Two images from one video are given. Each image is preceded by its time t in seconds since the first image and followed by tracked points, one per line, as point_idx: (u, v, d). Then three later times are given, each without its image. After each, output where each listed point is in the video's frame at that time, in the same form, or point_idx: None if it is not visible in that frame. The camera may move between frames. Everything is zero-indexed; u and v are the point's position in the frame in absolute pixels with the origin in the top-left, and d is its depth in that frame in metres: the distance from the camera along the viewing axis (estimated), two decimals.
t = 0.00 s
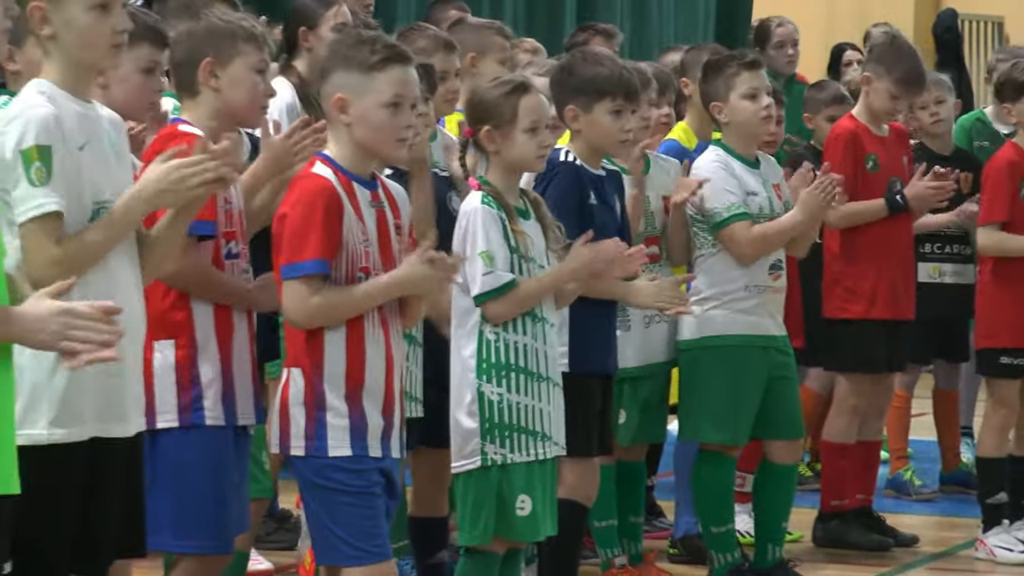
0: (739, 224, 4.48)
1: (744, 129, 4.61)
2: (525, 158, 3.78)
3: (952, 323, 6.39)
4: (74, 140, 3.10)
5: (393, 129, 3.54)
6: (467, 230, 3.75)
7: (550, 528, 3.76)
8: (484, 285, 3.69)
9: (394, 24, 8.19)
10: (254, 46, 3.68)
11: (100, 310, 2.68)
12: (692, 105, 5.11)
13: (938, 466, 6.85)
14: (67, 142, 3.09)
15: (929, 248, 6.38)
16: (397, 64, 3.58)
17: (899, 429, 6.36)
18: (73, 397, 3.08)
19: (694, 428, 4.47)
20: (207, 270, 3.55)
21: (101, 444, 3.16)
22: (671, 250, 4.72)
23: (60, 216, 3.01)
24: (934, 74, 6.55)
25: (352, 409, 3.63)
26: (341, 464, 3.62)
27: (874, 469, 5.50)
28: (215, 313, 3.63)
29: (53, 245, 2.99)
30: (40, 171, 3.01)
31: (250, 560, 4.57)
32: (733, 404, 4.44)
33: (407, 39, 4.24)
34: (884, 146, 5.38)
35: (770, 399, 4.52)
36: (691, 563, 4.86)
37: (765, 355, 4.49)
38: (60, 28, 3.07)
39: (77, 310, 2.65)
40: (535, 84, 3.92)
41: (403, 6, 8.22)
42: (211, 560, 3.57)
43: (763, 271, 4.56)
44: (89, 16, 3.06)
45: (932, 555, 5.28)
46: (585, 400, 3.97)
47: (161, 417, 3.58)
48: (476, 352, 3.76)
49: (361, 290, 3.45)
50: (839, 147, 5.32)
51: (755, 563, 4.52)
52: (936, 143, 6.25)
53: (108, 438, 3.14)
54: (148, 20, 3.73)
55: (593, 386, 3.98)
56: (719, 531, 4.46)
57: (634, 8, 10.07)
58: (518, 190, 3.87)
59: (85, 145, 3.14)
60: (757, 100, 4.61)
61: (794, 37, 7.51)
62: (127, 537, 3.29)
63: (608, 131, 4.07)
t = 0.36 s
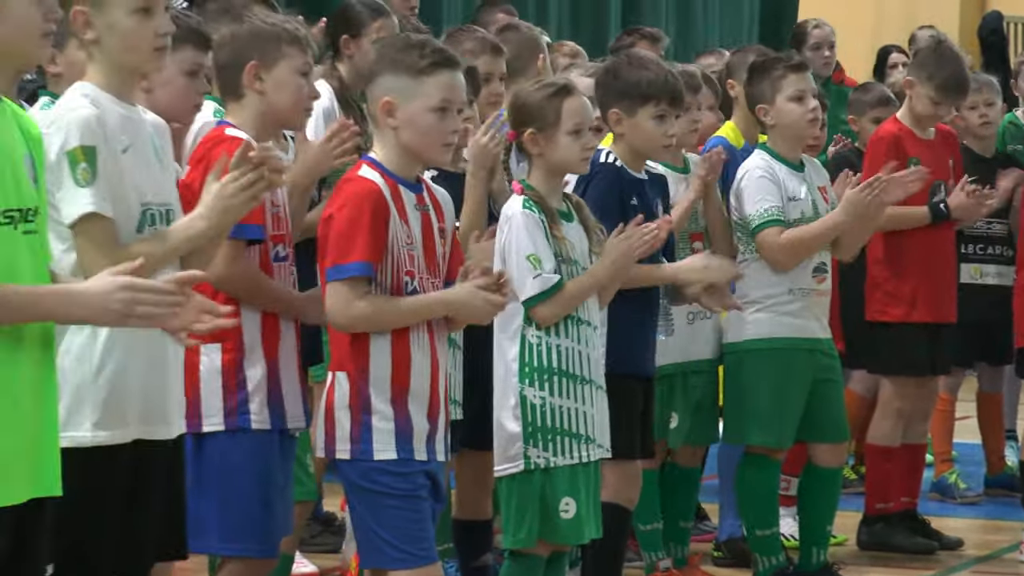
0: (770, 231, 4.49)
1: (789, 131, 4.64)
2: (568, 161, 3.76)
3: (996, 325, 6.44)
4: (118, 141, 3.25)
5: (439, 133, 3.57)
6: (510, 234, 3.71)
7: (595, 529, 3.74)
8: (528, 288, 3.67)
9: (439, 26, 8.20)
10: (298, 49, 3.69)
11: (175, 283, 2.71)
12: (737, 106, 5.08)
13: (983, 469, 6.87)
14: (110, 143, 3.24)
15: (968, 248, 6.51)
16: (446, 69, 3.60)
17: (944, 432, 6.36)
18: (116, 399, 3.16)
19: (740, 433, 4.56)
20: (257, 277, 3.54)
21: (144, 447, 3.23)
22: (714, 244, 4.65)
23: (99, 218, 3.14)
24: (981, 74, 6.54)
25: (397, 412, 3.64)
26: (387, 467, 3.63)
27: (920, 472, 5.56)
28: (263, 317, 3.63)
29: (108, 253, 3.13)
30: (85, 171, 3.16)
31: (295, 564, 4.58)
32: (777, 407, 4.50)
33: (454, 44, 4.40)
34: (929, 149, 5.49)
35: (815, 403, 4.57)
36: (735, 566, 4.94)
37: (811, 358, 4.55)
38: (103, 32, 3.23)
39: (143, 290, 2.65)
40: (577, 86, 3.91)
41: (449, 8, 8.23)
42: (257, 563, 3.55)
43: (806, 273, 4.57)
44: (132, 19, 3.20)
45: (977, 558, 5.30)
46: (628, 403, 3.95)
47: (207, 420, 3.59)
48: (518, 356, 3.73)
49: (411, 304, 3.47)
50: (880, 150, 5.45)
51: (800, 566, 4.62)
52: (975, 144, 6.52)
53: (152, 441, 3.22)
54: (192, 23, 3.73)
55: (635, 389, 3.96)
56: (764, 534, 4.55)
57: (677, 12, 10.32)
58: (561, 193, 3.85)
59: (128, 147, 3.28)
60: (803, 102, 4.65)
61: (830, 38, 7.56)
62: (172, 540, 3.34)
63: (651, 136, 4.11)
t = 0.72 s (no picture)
0: (812, 237, 4.59)
1: (830, 134, 4.70)
2: (605, 162, 3.74)
3: None
4: (156, 148, 3.26)
5: (485, 141, 3.57)
6: (549, 237, 3.71)
7: (636, 531, 3.74)
8: (569, 289, 3.65)
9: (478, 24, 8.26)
10: (342, 52, 3.71)
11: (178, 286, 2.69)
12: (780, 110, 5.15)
13: None
14: (149, 150, 3.25)
15: (1011, 249, 6.47)
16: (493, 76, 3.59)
17: (983, 435, 6.40)
18: (157, 402, 3.16)
19: (782, 435, 4.63)
20: (296, 278, 3.56)
21: (185, 450, 3.24)
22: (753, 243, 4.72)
23: (136, 223, 3.18)
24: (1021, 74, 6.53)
25: (436, 416, 3.64)
26: (426, 469, 3.63)
27: (959, 474, 5.61)
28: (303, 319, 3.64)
29: (139, 253, 3.18)
30: (124, 177, 3.19)
31: (334, 566, 4.61)
32: (818, 411, 4.57)
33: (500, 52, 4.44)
34: (970, 152, 5.52)
35: (856, 405, 4.65)
36: (775, 569, 4.97)
37: (851, 361, 4.62)
38: (145, 35, 3.26)
39: (145, 281, 2.66)
40: (614, 88, 3.90)
41: (490, 7, 8.31)
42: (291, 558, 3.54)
43: (846, 277, 4.64)
44: (174, 22, 3.23)
45: (1016, 562, 5.32)
46: (667, 405, 3.96)
47: (248, 423, 3.59)
48: (558, 359, 3.73)
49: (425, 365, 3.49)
50: (921, 151, 5.47)
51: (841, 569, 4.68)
52: (1016, 145, 6.50)
53: (195, 445, 3.23)
54: (232, 27, 3.76)
55: (674, 391, 3.97)
56: (804, 537, 4.63)
57: (718, 13, 10.36)
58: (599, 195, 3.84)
59: (168, 152, 3.30)
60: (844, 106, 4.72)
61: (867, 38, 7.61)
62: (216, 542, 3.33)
63: (690, 137, 4.13)
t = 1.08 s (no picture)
0: (854, 240, 4.76)
1: (870, 135, 4.91)
2: (646, 163, 3.75)
3: None
4: (198, 149, 3.24)
5: (526, 132, 3.70)
6: (591, 238, 3.70)
7: (673, 532, 3.74)
8: (604, 292, 3.66)
9: (518, 25, 8.31)
10: (384, 54, 3.74)
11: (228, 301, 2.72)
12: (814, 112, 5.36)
13: None
14: (189, 151, 3.23)
15: None
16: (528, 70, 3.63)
17: None
18: (199, 406, 3.17)
19: (822, 436, 4.81)
20: (339, 279, 3.54)
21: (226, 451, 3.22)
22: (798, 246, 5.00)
23: (173, 225, 3.16)
24: None
25: (477, 417, 3.65)
26: (467, 470, 3.64)
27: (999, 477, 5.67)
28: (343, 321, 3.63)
29: (176, 255, 3.15)
30: (162, 178, 3.17)
31: (374, 566, 4.60)
32: (858, 413, 4.75)
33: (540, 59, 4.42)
34: (1014, 152, 5.54)
35: (897, 406, 4.82)
36: (816, 570, 5.04)
37: (891, 361, 4.79)
38: (189, 37, 3.24)
39: (205, 301, 2.69)
40: (655, 89, 3.90)
41: (530, 7, 8.35)
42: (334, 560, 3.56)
43: (887, 277, 4.81)
44: (218, 25, 3.21)
45: None
46: (708, 406, 3.99)
47: (288, 423, 3.59)
48: (599, 359, 3.72)
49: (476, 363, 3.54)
50: (965, 152, 5.51)
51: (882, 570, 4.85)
52: None
53: (231, 447, 3.21)
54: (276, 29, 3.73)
55: (715, 391, 4.00)
56: (844, 538, 4.79)
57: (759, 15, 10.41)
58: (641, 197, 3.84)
59: (209, 155, 3.27)
60: (885, 108, 4.94)
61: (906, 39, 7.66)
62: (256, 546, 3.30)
63: (728, 137, 4.15)
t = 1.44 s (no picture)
0: (879, 242, 4.78)
1: (904, 139, 4.94)
2: (677, 164, 3.74)
3: None
4: (230, 153, 3.25)
5: (560, 129, 3.75)
6: (623, 242, 3.71)
7: (704, 536, 3.72)
8: (636, 296, 3.66)
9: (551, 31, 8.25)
10: (414, 54, 3.76)
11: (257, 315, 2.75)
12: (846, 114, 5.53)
13: None
14: (221, 155, 3.23)
15: None
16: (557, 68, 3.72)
17: None
18: (233, 407, 3.16)
19: (852, 439, 4.82)
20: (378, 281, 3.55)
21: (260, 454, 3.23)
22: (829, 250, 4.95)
23: (204, 227, 3.17)
24: None
25: (510, 420, 3.66)
26: (499, 474, 3.64)
27: None
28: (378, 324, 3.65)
29: (209, 256, 3.14)
30: (193, 181, 3.18)
31: None
32: (889, 416, 4.75)
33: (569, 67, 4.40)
34: None
35: (928, 410, 4.81)
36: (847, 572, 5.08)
37: (922, 366, 4.79)
38: (224, 40, 3.26)
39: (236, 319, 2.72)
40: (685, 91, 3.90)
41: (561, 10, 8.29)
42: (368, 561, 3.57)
43: (918, 282, 4.83)
44: (253, 28, 3.23)
45: None
46: (742, 410, 4.03)
47: (327, 425, 3.60)
48: (631, 363, 3.72)
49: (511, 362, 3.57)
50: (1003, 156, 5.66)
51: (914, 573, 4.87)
52: None
53: (265, 450, 3.21)
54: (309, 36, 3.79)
55: (748, 397, 4.04)
56: (876, 543, 4.78)
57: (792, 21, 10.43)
58: (676, 201, 3.83)
59: (241, 157, 3.27)
60: (919, 111, 4.96)
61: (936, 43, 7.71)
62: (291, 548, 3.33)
63: (756, 137, 4.21)
